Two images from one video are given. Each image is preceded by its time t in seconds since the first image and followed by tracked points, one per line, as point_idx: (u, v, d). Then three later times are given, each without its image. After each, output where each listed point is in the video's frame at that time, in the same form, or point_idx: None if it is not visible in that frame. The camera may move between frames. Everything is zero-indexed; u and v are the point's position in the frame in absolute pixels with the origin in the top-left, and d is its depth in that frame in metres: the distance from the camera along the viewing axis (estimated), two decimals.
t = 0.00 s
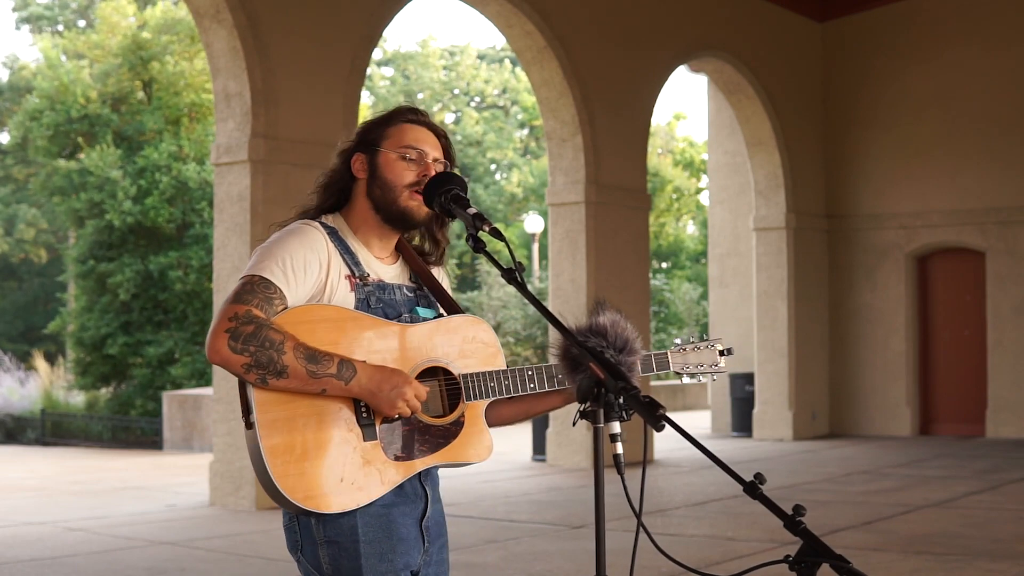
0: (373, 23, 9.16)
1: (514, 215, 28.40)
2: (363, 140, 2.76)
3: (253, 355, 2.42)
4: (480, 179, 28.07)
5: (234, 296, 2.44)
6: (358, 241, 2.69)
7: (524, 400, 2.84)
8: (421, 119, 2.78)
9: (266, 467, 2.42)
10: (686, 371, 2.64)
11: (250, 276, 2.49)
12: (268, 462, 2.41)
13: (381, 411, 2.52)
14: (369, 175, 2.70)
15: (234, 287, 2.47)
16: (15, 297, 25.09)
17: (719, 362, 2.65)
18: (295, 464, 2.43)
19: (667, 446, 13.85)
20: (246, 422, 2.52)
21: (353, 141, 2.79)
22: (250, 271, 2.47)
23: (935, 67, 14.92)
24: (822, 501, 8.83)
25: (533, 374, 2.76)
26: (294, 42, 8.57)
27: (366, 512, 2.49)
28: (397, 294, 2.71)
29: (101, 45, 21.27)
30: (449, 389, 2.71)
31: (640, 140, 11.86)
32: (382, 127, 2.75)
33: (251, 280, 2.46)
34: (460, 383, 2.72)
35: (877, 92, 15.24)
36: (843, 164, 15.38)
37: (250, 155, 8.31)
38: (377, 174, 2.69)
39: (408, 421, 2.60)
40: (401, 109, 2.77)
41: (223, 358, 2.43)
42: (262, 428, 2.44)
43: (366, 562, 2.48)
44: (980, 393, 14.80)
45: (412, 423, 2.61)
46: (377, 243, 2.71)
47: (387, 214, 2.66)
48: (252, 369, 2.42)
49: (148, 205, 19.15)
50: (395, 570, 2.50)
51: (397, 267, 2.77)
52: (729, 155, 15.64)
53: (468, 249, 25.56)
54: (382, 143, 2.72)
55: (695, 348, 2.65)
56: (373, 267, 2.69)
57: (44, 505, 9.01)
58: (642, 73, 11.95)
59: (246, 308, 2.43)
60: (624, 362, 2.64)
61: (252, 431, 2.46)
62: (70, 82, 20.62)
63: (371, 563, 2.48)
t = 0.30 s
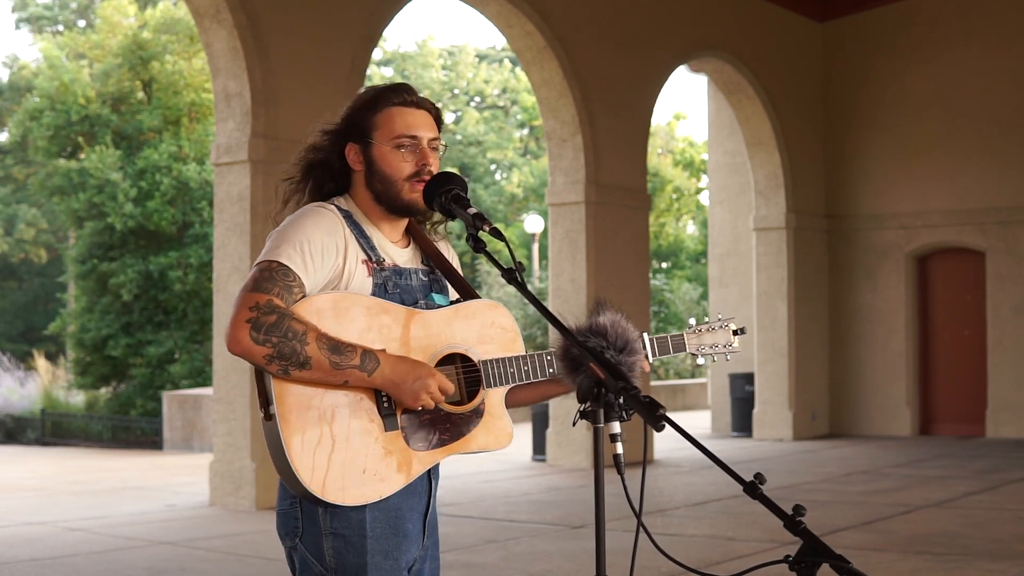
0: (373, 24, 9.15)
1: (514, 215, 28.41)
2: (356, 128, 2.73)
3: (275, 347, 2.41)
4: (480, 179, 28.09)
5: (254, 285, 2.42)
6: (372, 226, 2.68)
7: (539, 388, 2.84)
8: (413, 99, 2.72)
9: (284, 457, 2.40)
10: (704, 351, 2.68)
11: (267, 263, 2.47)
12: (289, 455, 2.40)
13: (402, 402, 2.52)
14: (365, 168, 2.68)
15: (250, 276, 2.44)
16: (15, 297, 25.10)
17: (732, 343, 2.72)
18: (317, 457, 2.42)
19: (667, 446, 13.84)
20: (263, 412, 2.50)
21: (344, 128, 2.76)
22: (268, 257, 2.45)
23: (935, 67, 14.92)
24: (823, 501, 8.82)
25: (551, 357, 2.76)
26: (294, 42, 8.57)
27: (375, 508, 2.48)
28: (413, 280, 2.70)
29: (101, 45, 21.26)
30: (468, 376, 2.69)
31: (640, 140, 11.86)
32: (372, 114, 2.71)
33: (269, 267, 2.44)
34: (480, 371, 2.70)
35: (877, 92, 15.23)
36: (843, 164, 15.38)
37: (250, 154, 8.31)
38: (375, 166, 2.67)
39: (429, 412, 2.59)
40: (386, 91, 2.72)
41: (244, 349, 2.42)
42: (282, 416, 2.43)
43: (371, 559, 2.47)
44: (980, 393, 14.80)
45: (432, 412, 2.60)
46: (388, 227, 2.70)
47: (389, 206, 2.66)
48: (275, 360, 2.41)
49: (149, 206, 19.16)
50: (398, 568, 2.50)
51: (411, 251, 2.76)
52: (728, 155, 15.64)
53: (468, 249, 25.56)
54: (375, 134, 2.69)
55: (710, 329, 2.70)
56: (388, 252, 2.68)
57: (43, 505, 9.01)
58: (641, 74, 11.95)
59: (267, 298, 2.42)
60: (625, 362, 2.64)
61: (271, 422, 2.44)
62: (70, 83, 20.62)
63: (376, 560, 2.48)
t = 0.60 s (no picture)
0: (373, 24, 9.15)
1: (514, 215, 28.42)
2: (377, 121, 2.73)
3: (291, 332, 2.39)
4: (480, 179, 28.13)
5: (266, 271, 2.39)
6: (379, 225, 2.66)
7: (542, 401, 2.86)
8: (440, 103, 2.73)
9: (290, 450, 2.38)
10: (703, 378, 2.86)
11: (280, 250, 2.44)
12: (295, 447, 2.38)
13: (413, 396, 2.52)
14: (379, 162, 2.68)
15: (262, 261, 2.41)
16: (15, 297, 25.12)
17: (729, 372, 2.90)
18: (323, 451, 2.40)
19: (666, 446, 13.84)
20: (265, 403, 2.48)
21: (365, 121, 2.76)
22: (278, 244, 2.42)
23: (935, 67, 14.92)
24: (823, 501, 8.83)
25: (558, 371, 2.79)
26: (294, 42, 8.57)
27: (378, 515, 2.46)
28: (418, 282, 2.70)
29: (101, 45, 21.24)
30: (473, 383, 2.71)
31: (640, 140, 11.86)
32: (396, 110, 2.71)
33: (279, 254, 2.41)
34: (488, 376, 2.72)
35: (878, 93, 15.23)
36: (844, 164, 15.37)
37: (251, 154, 8.31)
38: (387, 162, 2.67)
39: (436, 413, 2.59)
40: (416, 89, 2.73)
41: (258, 333, 2.39)
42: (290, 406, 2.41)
43: (372, 567, 2.45)
44: (980, 394, 14.80)
45: (438, 414, 2.59)
46: (395, 229, 2.69)
47: (396, 206, 2.65)
48: (290, 346, 2.39)
49: (149, 206, 19.18)
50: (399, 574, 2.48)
51: (414, 255, 2.76)
52: (729, 155, 15.64)
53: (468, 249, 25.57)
54: (395, 129, 2.69)
55: (709, 356, 2.89)
56: (393, 252, 2.68)
57: (43, 505, 9.01)
58: (641, 74, 11.95)
59: (283, 282, 2.39)
60: (624, 363, 2.66)
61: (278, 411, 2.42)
62: (70, 83, 20.63)
63: (377, 569, 2.45)
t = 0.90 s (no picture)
0: (373, 23, 9.16)
1: (514, 215, 28.44)
2: (379, 124, 2.73)
3: (299, 326, 2.37)
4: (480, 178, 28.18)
5: (272, 265, 2.38)
6: (377, 227, 2.65)
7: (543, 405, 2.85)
8: (441, 106, 2.74)
9: (299, 447, 2.37)
10: (703, 385, 2.91)
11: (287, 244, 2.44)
12: (302, 444, 2.37)
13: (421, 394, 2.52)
14: (380, 163, 2.68)
15: (267, 257, 2.40)
16: (15, 297, 25.12)
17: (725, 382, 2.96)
18: (331, 448, 2.39)
19: (667, 446, 13.84)
20: (269, 402, 2.46)
21: (368, 125, 2.77)
22: (282, 240, 2.41)
23: (936, 68, 14.92)
24: (823, 501, 8.83)
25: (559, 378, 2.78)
26: (294, 42, 8.57)
27: (387, 520, 2.45)
28: (417, 285, 2.70)
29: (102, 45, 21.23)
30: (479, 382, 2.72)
31: (640, 140, 11.86)
32: (398, 113, 2.72)
33: (283, 250, 2.40)
34: (494, 378, 2.73)
35: (878, 93, 15.24)
36: (844, 165, 15.37)
37: (251, 154, 8.31)
38: (388, 164, 2.67)
39: (445, 412, 2.59)
40: (420, 94, 2.74)
41: (265, 327, 2.37)
42: (298, 402, 2.39)
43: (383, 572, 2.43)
44: (980, 394, 14.80)
45: (445, 414, 2.59)
46: (394, 233, 2.68)
47: (395, 208, 2.64)
48: (298, 340, 2.37)
49: (150, 206, 19.19)
50: None
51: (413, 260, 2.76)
52: (728, 155, 15.64)
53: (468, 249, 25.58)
54: (397, 131, 2.69)
55: (708, 363, 2.94)
56: (393, 255, 2.67)
57: (43, 505, 9.01)
58: (641, 73, 11.95)
59: (289, 277, 2.38)
60: (624, 362, 2.66)
61: (284, 407, 2.40)
62: (70, 83, 20.64)
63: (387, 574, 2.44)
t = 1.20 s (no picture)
0: (373, 23, 9.15)
1: (514, 214, 28.45)
2: (366, 129, 2.70)
3: (287, 342, 2.38)
4: (480, 178, 28.16)
5: (260, 282, 2.39)
6: (380, 229, 2.66)
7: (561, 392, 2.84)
8: (427, 102, 2.70)
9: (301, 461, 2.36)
10: (732, 346, 2.89)
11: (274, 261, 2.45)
12: (303, 456, 2.36)
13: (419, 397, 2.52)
14: (375, 169, 2.66)
15: (255, 274, 2.41)
16: (15, 297, 25.10)
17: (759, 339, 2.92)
18: (332, 459, 2.38)
19: (667, 446, 13.84)
20: (273, 417, 2.47)
21: (353, 128, 2.74)
22: (271, 256, 2.42)
23: (936, 68, 14.91)
24: (823, 501, 8.83)
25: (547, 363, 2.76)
26: (295, 43, 8.57)
27: (401, 519, 2.45)
28: (424, 281, 2.70)
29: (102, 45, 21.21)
30: (488, 372, 2.71)
31: (640, 140, 11.86)
32: (384, 115, 2.68)
33: (273, 265, 2.41)
34: (501, 368, 2.72)
35: (878, 94, 15.24)
36: (844, 165, 15.37)
37: (250, 154, 8.31)
38: (383, 170, 2.65)
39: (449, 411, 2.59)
40: (403, 90, 2.70)
41: (253, 346, 2.38)
42: (296, 418, 2.40)
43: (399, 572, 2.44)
44: (980, 394, 14.80)
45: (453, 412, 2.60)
46: (396, 230, 2.68)
47: (399, 212, 2.64)
48: (286, 356, 2.38)
49: (151, 207, 19.19)
50: None
51: (421, 253, 2.75)
52: (728, 155, 15.65)
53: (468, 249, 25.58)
54: (386, 135, 2.67)
55: (738, 324, 2.91)
56: (396, 252, 2.68)
57: (43, 505, 9.01)
58: (641, 74, 11.95)
59: (275, 292, 2.39)
60: (625, 362, 2.65)
61: (284, 427, 2.41)
62: (70, 83, 20.65)
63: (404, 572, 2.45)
